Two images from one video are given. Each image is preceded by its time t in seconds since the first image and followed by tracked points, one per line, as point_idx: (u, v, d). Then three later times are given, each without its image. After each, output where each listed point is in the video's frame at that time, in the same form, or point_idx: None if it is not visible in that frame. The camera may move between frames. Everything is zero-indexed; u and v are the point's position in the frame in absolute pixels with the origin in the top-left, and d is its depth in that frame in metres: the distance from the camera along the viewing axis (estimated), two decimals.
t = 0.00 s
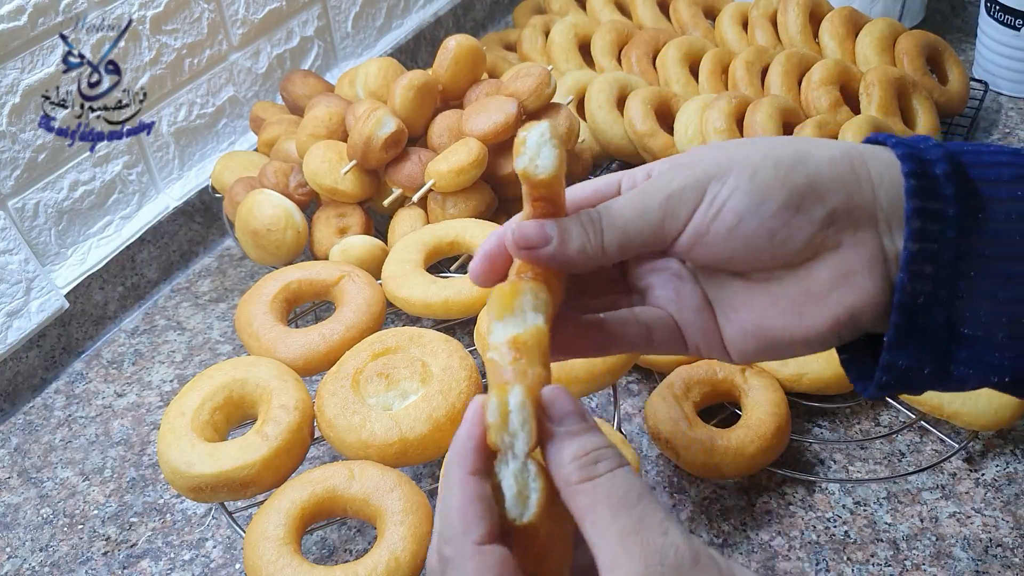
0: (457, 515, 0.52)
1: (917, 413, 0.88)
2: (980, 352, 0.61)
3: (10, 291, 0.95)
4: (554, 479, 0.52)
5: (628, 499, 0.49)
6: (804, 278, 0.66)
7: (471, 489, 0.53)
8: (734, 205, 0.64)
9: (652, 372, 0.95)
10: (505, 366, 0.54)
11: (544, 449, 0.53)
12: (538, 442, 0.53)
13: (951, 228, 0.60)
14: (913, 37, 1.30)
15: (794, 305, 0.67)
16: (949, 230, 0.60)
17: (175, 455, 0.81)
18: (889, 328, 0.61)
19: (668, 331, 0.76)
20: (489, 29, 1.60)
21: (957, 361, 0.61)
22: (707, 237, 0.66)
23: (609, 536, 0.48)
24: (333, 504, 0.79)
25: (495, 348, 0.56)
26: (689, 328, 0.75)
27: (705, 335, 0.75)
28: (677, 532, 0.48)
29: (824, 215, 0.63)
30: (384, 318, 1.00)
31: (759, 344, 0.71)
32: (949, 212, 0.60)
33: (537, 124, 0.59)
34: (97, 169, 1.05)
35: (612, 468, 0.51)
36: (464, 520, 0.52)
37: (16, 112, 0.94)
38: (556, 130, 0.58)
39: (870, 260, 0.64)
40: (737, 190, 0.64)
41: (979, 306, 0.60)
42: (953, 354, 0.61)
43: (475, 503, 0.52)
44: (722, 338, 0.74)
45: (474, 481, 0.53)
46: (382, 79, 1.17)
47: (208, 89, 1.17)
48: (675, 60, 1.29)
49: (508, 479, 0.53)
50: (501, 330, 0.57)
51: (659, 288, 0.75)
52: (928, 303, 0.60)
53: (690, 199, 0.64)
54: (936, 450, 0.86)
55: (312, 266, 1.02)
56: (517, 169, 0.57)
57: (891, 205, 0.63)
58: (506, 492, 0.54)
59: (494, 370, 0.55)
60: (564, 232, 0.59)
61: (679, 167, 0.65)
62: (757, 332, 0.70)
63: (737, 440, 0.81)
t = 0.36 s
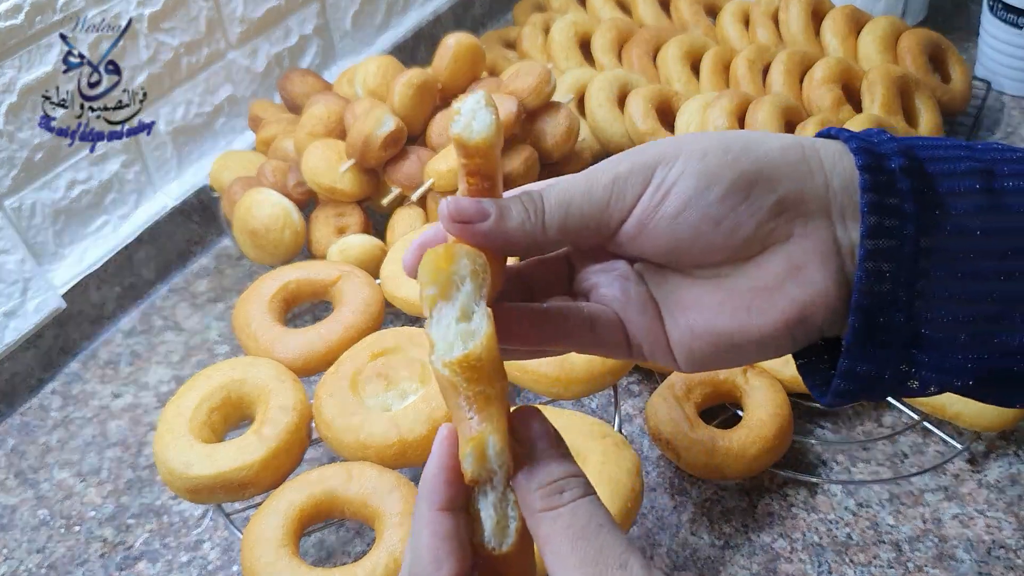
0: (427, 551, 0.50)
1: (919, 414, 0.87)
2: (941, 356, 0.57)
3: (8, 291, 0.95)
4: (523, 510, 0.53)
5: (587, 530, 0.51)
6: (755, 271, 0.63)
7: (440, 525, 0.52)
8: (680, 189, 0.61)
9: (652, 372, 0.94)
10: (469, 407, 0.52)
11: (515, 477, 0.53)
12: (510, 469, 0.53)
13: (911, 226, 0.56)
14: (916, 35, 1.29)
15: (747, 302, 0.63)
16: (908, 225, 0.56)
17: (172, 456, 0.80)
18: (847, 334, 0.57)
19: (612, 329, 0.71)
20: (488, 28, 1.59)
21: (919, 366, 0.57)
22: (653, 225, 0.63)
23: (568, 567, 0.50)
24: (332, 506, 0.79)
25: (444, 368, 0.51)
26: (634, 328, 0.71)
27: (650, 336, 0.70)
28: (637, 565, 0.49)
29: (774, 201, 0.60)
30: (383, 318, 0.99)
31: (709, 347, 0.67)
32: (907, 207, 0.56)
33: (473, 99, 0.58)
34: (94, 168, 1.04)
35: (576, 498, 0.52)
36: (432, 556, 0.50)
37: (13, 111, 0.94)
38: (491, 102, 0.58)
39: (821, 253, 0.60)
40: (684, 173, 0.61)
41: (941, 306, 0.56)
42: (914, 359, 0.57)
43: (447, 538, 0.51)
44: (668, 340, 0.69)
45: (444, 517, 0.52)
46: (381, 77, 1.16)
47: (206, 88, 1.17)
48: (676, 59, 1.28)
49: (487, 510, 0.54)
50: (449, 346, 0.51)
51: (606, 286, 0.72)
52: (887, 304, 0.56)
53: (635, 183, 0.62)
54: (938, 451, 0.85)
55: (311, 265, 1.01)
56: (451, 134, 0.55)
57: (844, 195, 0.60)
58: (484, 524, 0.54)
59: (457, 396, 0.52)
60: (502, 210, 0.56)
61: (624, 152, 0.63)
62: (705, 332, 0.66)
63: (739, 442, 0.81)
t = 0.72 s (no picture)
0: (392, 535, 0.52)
1: (919, 414, 0.87)
2: (903, 351, 0.56)
3: (8, 292, 0.95)
4: (479, 490, 0.55)
5: (542, 511, 0.53)
6: (703, 255, 0.62)
7: (406, 509, 0.53)
8: (625, 168, 0.61)
9: (652, 371, 0.94)
10: (423, 399, 0.52)
11: (476, 459, 0.55)
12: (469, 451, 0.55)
13: (869, 214, 0.55)
14: (916, 35, 1.29)
15: (693, 288, 0.62)
16: (866, 213, 0.55)
17: (172, 456, 0.80)
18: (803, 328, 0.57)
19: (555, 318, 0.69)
20: (489, 27, 1.59)
21: (881, 361, 0.56)
22: (598, 206, 0.62)
23: (523, 549, 0.52)
24: (332, 505, 0.79)
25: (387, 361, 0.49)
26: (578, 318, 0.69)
27: (595, 327, 0.69)
28: (589, 546, 0.52)
29: (722, 181, 0.59)
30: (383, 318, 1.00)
31: (657, 335, 0.66)
32: (865, 193, 0.56)
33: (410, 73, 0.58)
34: (94, 168, 1.04)
35: (532, 479, 0.55)
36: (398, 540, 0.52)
37: (13, 111, 0.94)
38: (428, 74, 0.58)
39: (772, 237, 0.59)
40: (630, 152, 0.61)
41: (901, 298, 0.55)
42: (874, 352, 0.56)
43: (412, 522, 0.52)
44: (615, 331, 0.69)
45: (411, 500, 0.53)
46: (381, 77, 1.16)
47: (206, 88, 1.17)
48: (676, 59, 1.28)
49: (452, 492, 0.55)
50: (390, 338, 0.49)
51: (550, 274, 0.70)
52: (846, 296, 0.55)
53: (580, 162, 0.61)
54: (938, 451, 0.85)
55: (311, 265, 1.01)
56: (386, 103, 0.55)
57: (797, 177, 0.59)
58: (450, 505, 0.56)
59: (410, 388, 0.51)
60: (440, 184, 0.56)
61: (574, 131, 0.63)
62: (652, 321, 0.65)
63: (739, 442, 0.81)
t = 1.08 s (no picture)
0: (369, 553, 0.55)
1: (920, 414, 0.87)
2: (883, 362, 0.56)
3: (8, 291, 0.95)
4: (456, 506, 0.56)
5: (516, 527, 0.53)
6: (676, 265, 0.61)
7: (383, 527, 0.56)
8: (597, 176, 0.61)
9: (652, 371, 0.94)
10: (396, 419, 0.53)
11: (451, 475, 0.56)
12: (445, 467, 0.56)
13: (847, 222, 0.55)
14: (917, 36, 1.29)
15: (669, 298, 0.61)
16: (845, 221, 0.55)
17: (171, 457, 0.80)
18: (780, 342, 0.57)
19: (531, 329, 0.69)
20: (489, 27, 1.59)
21: (862, 373, 0.56)
22: (570, 214, 0.62)
23: (498, 567, 0.52)
24: (332, 505, 0.79)
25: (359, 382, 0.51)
26: (555, 328, 0.69)
27: (571, 338, 0.68)
28: (563, 562, 0.51)
29: (695, 188, 0.59)
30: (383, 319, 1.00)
31: (633, 346, 0.65)
32: (843, 200, 0.55)
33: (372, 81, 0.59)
34: (94, 168, 1.04)
35: (506, 493, 0.55)
36: (375, 557, 0.55)
37: (14, 111, 0.94)
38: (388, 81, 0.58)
39: (746, 245, 0.59)
40: (600, 160, 0.61)
41: (881, 309, 0.55)
42: (854, 364, 0.56)
43: (388, 539, 0.55)
44: (591, 341, 0.68)
45: (388, 517, 0.56)
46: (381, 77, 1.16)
47: (206, 88, 1.17)
48: (676, 59, 1.28)
49: (431, 508, 0.58)
50: (360, 359, 0.51)
51: (527, 285, 0.70)
52: (825, 308, 0.55)
53: (550, 170, 0.61)
54: (939, 451, 0.85)
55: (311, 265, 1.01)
56: (346, 113, 0.56)
57: (772, 184, 0.59)
58: (429, 521, 0.59)
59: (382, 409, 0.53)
60: (407, 193, 0.57)
61: (544, 140, 0.63)
62: (627, 332, 0.64)
63: (739, 442, 0.81)
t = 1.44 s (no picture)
0: (379, 550, 0.55)
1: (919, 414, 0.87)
2: (889, 368, 0.56)
3: (8, 291, 0.95)
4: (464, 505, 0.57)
5: (520, 525, 0.54)
6: (679, 269, 0.61)
7: (394, 525, 0.56)
8: (599, 180, 0.61)
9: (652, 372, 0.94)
10: (406, 418, 0.55)
11: (460, 475, 0.57)
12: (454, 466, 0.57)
13: (852, 226, 0.55)
14: (916, 36, 1.30)
15: (669, 300, 0.62)
16: (850, 226, 0.55)
17: (172, 457, 0.80)
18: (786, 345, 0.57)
19: (542, 333, 0.69)
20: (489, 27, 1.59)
21: (867, 378, 0.57)
22: (573, 218, 0.62)
23: (502, 564, 0.52)
24: (332, 505, 0.79)
25: (370, 382, 0.53)
26: (565, 333, 0.69)
27: (581, 342, 0.69)
28: (566, 561, 0.51)
29: (697, 193, 0.59)
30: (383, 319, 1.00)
31: (638, 348, 0.65)
32: (849, 205, 0.56)
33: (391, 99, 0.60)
34: (94, 168, 1.04)
35: (514, 492, 0.56)
36: (384, 555, 0.55)
37: (14, 111, 0.94)
38: (404, 97, 0.59)
39: (748, 249, 0.59)
40: (603, 164, 0.61)
41: (886, 314, 0.56)
42: (860, 369, 0.56)
43: (398, 538, 0.56)
44: (599, 344, 0.68)
45: (399, 515, 0.57)
46: (381, 78, 1.16)
47: (206, 88, 1.17)
48: (676, 59, 1.28)
49: (441, 506, 0.59)
50: (371, 360, 0.54)
51: (541, 291, 0.71)
52: (831, 312, 0.55)
53: (554, 174, 0.62)
54: (938, 451, 0.85)
55: (311, 265, 1.01)
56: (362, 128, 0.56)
57: (776, 188, 0.59)
58: (439, 520, 0.59)
59: (393, 409, 0.55)
60: (416, 199, 0.58)
61: (549, 146, 0.63)
62: (633, 335, 0.65)
63: (739, 442, 0.81)
